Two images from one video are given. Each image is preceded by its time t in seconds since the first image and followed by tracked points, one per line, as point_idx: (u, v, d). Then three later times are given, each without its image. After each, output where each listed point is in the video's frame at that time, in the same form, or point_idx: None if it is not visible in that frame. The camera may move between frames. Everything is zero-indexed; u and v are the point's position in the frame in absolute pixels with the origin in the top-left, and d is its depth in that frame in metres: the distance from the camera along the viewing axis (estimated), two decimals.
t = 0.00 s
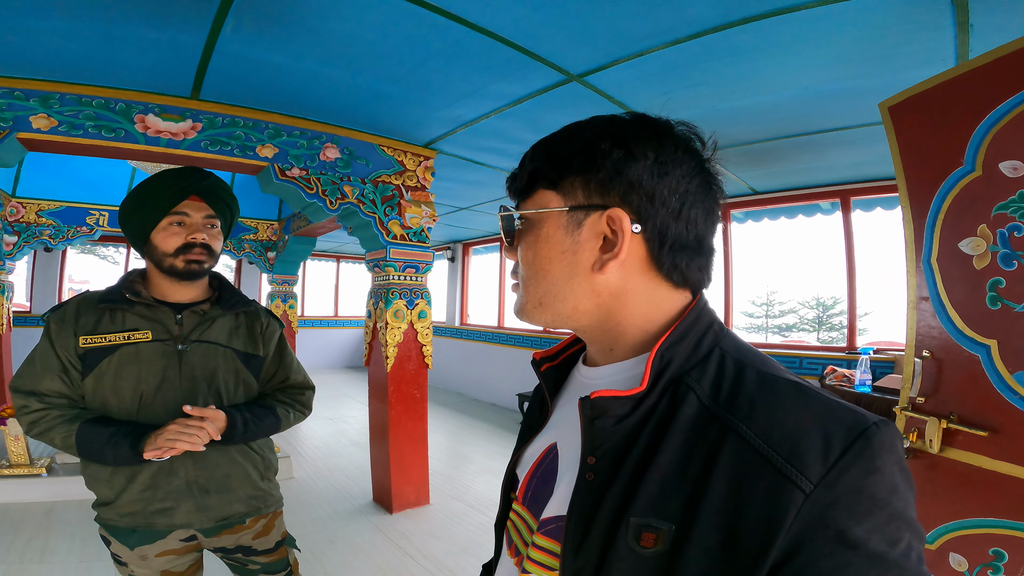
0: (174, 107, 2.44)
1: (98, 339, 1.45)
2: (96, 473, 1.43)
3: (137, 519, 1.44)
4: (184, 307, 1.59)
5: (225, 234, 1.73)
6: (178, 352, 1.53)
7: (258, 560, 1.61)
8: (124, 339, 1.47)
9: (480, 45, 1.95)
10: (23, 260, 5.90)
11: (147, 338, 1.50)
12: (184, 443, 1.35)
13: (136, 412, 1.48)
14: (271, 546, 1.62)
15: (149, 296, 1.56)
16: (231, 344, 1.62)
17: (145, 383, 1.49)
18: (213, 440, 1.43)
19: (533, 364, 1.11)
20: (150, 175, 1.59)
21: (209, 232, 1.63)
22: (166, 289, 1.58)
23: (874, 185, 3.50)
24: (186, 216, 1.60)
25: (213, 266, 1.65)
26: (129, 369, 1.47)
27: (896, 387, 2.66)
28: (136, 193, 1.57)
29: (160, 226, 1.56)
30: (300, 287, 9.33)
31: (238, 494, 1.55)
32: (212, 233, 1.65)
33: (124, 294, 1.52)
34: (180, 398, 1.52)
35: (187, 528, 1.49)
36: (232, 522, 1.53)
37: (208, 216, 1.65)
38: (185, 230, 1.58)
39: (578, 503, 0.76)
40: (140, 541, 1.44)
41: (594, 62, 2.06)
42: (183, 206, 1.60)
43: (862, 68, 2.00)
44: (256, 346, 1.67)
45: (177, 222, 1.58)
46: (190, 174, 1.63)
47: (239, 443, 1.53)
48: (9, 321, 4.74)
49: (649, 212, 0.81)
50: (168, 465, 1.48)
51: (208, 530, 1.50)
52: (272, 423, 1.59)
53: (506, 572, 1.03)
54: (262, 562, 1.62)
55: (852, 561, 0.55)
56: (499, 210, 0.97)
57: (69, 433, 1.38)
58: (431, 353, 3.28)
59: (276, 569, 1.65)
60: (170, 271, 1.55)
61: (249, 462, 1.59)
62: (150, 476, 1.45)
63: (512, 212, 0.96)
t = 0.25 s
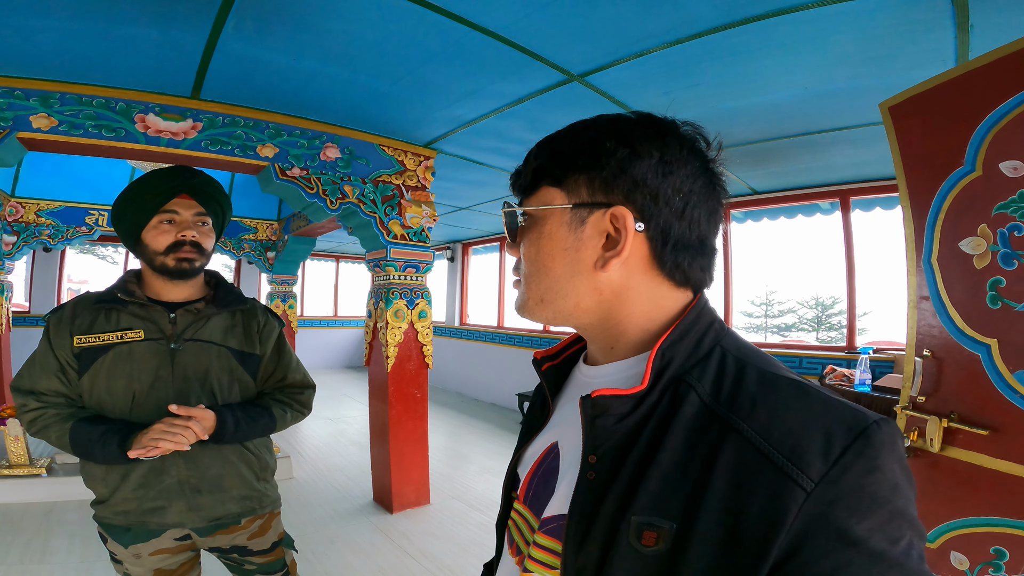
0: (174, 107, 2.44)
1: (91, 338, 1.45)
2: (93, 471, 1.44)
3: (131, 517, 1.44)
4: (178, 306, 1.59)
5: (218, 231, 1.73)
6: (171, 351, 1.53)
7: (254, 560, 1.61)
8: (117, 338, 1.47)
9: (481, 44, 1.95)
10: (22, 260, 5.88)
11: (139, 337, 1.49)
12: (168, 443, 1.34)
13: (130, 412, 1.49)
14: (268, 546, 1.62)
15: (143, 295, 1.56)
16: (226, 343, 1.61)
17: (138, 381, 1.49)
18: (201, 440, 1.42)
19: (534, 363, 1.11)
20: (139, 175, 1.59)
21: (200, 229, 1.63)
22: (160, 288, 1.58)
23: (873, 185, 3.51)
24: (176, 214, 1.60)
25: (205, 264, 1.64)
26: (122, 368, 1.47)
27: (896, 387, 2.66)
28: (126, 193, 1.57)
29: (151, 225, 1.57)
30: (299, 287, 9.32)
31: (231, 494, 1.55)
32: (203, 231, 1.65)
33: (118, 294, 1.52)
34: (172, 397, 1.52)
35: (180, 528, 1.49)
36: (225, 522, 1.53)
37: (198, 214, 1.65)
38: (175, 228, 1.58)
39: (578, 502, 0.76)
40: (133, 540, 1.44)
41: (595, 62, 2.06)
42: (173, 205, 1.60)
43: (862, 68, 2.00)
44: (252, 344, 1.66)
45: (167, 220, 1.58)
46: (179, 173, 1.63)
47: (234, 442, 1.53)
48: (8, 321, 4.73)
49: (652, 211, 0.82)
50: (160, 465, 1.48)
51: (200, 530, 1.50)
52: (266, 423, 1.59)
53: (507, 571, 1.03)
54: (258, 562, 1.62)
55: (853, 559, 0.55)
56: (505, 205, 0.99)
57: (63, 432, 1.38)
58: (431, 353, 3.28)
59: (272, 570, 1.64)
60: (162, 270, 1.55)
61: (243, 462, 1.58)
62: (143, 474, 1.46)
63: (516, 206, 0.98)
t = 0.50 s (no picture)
0: (175, 107, 2.44)
1: (92, 339, 1.45)
2: (95, 471, 1.44)
3: (135, 516, 1.44)
4: (178, 306, 1.59)
5: (215, 230, 1.73)
6: (172, 351, 1.53)
7: (256, 557, 1.61)
8: (118, 338, 1.47)
9: (482, 44, 1.96)
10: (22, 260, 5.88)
11: (141, 337, 1.49)
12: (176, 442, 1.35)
13: (130, 412, 1.48)
14: (269, 544, 1.62)
15: (143, 295, 1.56)
16: (227, 342, 1.61)
17: (140, 381, 1.49)
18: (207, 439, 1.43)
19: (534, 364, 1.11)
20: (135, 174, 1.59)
21: (197, 228, 1.63)
22: (159, 287, 1.58)
23: (873, 185, 3.51)
24: (173, 212, 1.60)
25: (203, 262, 1.65)
26: (124, 368, 1.47)
27: (896, 387, 2.67)
28: (123, 192, 1.58)
29: (148, 223, 1.57)
30: (299, 287, 9.32)
31: (234, 492, 1.55)
32: (201, 229, 1.65)
33: (118, 294, 1.52)
34: (174, 396, 1.52)
35: (184, 526, 1.49)
36: (229, 520, 1.54)
37: (195, 212, 1.65)
38: (172, 226, 1.58)
39: (578, 503, 0.76)
40: (137, 539, 1.44)
41: (595, 62, 2.06)
42: (170, 203, 1.61)
43: (863, 69, 2.00)
44: (252, 343, 1.66)
45: (164, 218, 1.58)
46: (176, 171, 1.63)
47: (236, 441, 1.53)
48: (8, 321, 4.73)
49: (652, 211, 0.82)
50: (163, 463, 1.48)
51: (204, 528, 1.50)
52: (268, 421, 1.59)
53: (507, 572, 1.03)
54: (259, 560, 1.61)
55: (852, 558, 0.55)
56: (504, 205, 0.99)
57: (66, 433, 1.38)
58: (431, 353, 3.28)
59: (274, 568, 1.64)
60: (160, 268, 1.55)
61: (244, 460, 1.59)
62: (147, 473, 1.46)
63: (515, 206, 0.98)
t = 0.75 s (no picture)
0: (176, 107, 2.44)
1: (97, 339, 1.45)
2: (100, 472, 1.43)
3: (144, 515, 1.44)
4: (180, 306, 1.60)
5: (215, 231, 1.74)
6: (178, 350, 1.54)
7: (261, 553, 1.62)
8: (124, 339, 1.47)
9: (483, 45, 1.96)
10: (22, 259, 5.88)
11: (147, 337, 1.50)
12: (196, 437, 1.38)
13: (136, 411, 1.49)
14: (273, 539, 1.64)
15: (145, 295, 1.56)
16: (229, 342, 1.63)
17: (146, 381, 1.50)
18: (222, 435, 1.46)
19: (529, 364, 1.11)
20: (137, 175, 1.59)
21: (199, 229, 1.63)
22: (161, 288, 1.59)
23: (873, 185, 3.51)
24: (175, 214, 1.60)
25: (204, 263, 1.65)
26: (129, 369, 1.48)
27: (896, 387, 2.67)
28: (124, 193, 1.57)
29: (150, 224, 1.57)
30: (299, 287, 9.32)
31: (241, 488, 1.57)
32: (202, 231, 1.65)
33: (122, 294, 1.52)
34: (182, 395, 1.54)
35: (193, 523, 1.50)
36: (236, 515, 1.55)
37: (197, 214, 1.65)
38: (175, 228, 1.58)
39: (576, 503, 0.76)
40: (144, 537, 1.44)
41: (596, 62, 2.07)
42: (172, 205, 1.61)
43: (863, 69, 2.01)
44: (252, 342, 1.68)
45: (166, 220, 1.59)
46: (177, 172, 1.63)
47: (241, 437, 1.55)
48: (9, 320, 4.73)
49: (646, 212, 0.82)
50: (174, 461, 1.49)
51: (212, 524, 1.52)
52: (270, 417, 1.62)
53: (505, 572, 1.03)
54: (264, 555, 1.63)
55: (849, 557, 0.56)
56: (497, 206, 0.99)
57: (74, 434, 1.37)
58: (432, 353, 3.28)
59: (278, 563, 1.66)
60: (163, 269, 1.56)
61: (248, 456, 1.62)
62: (157, 472, 1.46)
63: (509, 208, 0.98)
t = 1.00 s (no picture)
0: (175, 107, 2.44)
1: (99, 339, 1.45)
2: (102, 471, 1.43)
3: (148, 514, 1.44)
4: (180, 305, 1.60)
5: (215, 231, 1.74)
6: (180, 349, 1.54)
7: (261, 548, 1.62)
8: (126, 338, 1.47)
9: (483, 44, 1.96)
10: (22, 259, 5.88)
11: (149, 336, 1.50)
12: (204, 436, 1.39)
13: (139, 411, 1.49)
14: (273, 534, 1.64)
15: (147, 295, 1.56)
16: (229, 341, 1.63)
17: (149, 381, 1.50)
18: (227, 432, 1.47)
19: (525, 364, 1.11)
20: (137, 175, 1.59)
21: (200, 231, 1.63)
22: (161, 288, 1.59)
23: (872, 185, 3.51)
24: (176, 215, 1.60)
25: (204, 264, 1.65)
26: (132, 368, 1.48)
27: (896, 386, 2.68)
28: (125, 193, 1.57)
29: (151, 225, 1.57)
30: (299, 286, 9.32)
31: (242, 485, 1.58)
32: (203, 232, 1.65)
33: (123, 293, 1.52)
34: (184, 395, 1.54)
35: (195, 521, 1.50)
36: (237, 512, 1.56)
37: (198, 215, 1.65)
38: (176, 230, 1.58)
39: (572, 503, 0.76)
40: (148, 535, 1.44)
41: (596, 62, 2.07)
42: (173, 206, 1.60)
43: (863, 69, 2.01)
44: (252, 341, 1.69)
45: (167, 221, 1.58)
46: (178, 173, 1.62)
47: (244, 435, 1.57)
48: (9, 320, 4.72)
49: (643, 211, 0.82)
50: (178, 459, 1.49)
51: (214, 522, 1.52)
52: (271, 415, 1.63)
53: (501, 572, 1.04)
54: (264, 551, 1.63)
55: (845, 555, 0.55)
56: (494, 204, 0.99)
57: (78, 433, 1.37)
58: (432, 352, 3.28)
59: (277, 559, 1.66)
60: (163, 271, 1.56)
61: (248, 453, 1.62)
62: (161, 470, 1.46)
63: (506, 206, 0.98)
